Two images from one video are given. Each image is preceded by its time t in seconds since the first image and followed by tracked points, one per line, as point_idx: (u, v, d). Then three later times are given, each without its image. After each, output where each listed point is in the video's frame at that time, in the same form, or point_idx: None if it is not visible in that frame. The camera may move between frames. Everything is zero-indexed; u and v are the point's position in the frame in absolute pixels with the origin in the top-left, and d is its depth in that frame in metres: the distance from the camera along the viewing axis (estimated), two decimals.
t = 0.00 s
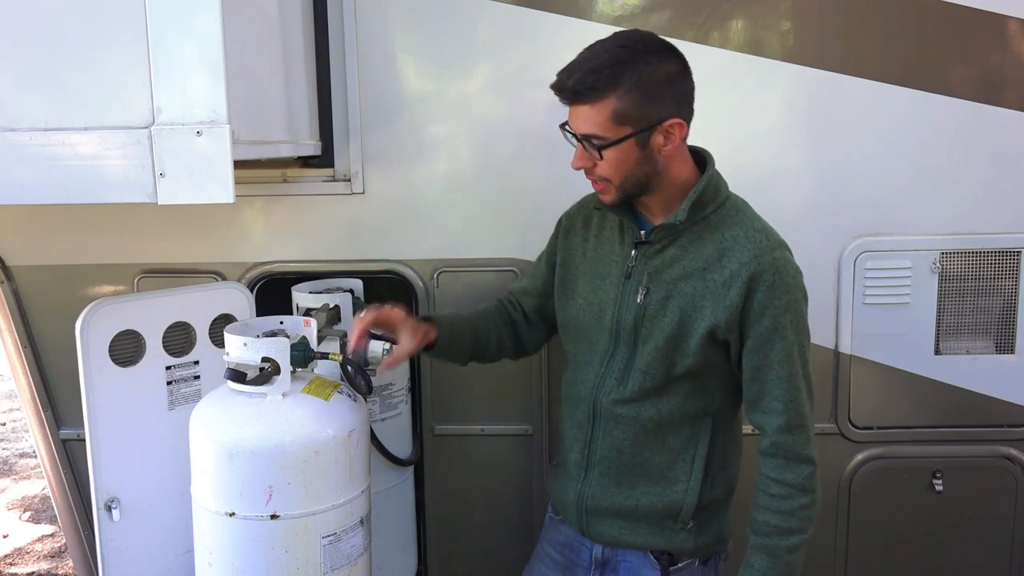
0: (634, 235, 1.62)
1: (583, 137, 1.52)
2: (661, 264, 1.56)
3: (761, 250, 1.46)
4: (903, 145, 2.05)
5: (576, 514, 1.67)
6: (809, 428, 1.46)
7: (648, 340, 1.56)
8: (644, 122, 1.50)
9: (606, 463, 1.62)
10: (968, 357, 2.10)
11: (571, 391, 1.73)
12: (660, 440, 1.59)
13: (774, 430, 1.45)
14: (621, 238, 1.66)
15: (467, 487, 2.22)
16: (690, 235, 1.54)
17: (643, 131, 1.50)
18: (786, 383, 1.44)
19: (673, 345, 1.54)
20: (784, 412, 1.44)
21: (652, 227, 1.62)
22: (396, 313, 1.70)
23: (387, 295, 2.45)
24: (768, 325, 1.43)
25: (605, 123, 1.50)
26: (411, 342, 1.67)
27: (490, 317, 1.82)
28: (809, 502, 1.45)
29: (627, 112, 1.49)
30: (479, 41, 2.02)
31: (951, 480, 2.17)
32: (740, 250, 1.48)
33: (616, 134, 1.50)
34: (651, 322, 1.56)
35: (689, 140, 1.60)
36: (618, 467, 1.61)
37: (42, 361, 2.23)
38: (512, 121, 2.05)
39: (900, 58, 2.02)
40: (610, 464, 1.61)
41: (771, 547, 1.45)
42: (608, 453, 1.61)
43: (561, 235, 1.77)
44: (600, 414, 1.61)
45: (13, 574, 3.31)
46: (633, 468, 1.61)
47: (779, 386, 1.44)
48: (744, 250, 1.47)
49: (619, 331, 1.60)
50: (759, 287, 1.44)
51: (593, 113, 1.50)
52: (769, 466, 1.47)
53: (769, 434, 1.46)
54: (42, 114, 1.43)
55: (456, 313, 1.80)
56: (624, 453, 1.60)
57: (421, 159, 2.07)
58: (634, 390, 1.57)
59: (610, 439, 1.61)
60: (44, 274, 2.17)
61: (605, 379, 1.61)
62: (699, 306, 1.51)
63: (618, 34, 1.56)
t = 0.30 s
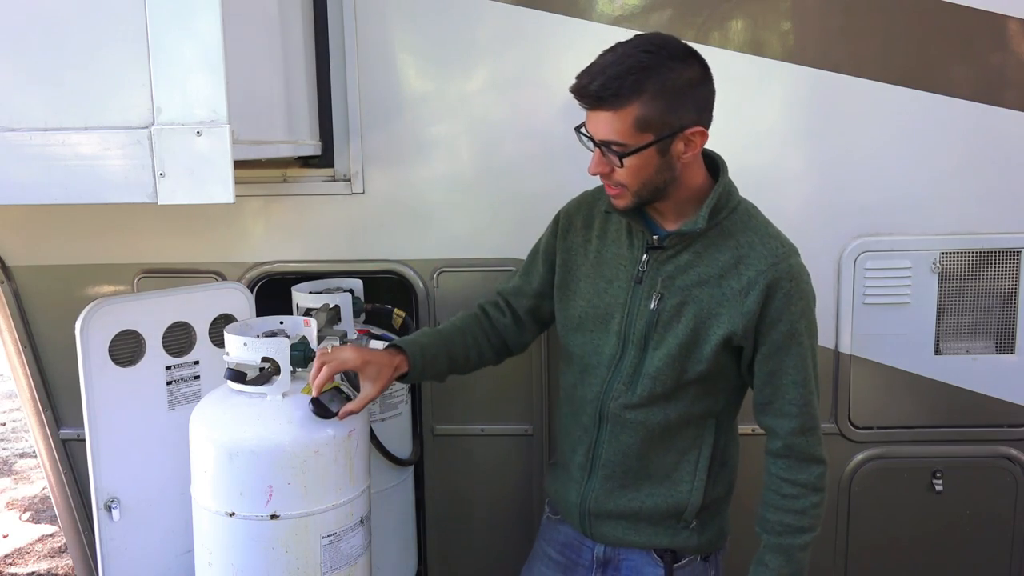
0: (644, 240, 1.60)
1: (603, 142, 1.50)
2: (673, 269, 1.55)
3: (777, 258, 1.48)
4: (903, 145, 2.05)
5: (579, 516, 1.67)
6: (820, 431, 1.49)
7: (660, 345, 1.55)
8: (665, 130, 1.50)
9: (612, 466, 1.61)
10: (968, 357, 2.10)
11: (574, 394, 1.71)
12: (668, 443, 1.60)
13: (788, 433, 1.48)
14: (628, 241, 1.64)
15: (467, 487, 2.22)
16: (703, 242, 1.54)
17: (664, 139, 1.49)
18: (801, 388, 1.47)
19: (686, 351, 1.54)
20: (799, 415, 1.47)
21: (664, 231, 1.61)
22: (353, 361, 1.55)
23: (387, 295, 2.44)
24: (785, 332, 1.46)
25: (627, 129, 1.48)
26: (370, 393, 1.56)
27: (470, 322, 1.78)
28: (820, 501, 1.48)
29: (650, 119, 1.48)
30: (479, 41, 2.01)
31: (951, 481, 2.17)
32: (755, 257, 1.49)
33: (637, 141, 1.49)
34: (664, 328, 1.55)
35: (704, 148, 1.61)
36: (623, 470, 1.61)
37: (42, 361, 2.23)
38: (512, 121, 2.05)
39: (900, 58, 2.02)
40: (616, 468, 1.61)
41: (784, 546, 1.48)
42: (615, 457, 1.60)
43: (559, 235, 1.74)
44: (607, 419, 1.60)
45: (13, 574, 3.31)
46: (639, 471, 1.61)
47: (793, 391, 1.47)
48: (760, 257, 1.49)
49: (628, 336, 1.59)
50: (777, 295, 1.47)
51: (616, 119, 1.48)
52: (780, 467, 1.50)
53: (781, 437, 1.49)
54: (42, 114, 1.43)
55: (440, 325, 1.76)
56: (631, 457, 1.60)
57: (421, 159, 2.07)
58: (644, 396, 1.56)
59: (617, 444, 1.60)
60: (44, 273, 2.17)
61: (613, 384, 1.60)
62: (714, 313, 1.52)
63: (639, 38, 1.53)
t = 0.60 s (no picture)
0: (641, 241, 1.60)
1: (599, 143, 1.50)
2: (670, 270, 1.55)
3: (774, 258, 1.48)
4: (904, 145, 2.05)
5: (576, 518, 1.66)
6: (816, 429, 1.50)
7: (657, 347, 1.55)
8: (662, 131, 1.50)
9: (609, 468, 1.61)
10: (968, 357, 2.10)
11: (569, 397, 1.71)
12: (666, 444, 1.60)
13: (786, 432, 1.49)
14: (625, 243, 1.64)
15: (467, 487, 2.22)
16: (700, 243, 1.54)
17: (661, 139, 1.50)
18: (797, 387, 1.48)
19: (683, 353, 1.54)
20: (796, 414, 1.48)
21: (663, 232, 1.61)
22: (341, 370, 1.56)
23: (387, 295, 2.44)
24: (782, 332, 1.47)
25: (623, 130, 1.48)
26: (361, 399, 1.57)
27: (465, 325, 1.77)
28: (819, 499, 1.50)
29: (646, 119, 1.48)
30: (479, 41, 2.01)
31: (951, 481, 2.17)
32: (752, 258, 1.50)
33: (634, 142, 1.49)
34: (661, 329, 1.55)
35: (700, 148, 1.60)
36: (621, 472, 1.61)
37: (42, 361, 2.23)
38: (512, 121, 2.05)
39: (900, 58, 2.02)
40: (613, 470, 1.60)
41: (786, 545, 1.49)
42: (612, 459, 1.60)
43: (553, 237, 1.73)
44: (604, 421, 1.59)
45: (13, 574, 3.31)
46: (636, 472, 1.61)
47: (791, 390, 1.48)
48: (757, 258, 1.49)
49: (625, 337, 1.59)
50: (774, 296, 1.47)
51: (611, 120, 1.48)
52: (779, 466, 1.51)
53: (779, 436, 1.50)
54: (41, 113, 1.43)
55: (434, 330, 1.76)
56: (629, 459, 1.59)
57: (421, 159, 2.07)
58: (641, 398, 1.56)
59: (615, 446, 1.59)
60: (44, 273, 2.17)
61: (609, 386, 1.59)
62: (711, 314, 1.52)
63: (636, 38, 1.53)
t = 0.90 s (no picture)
0: (632, 236, 1.61)
1: (614, 116, 1.48)
2: (662, 264, 1.56)
3: (764, 248, 1.49)
4: (904, 146, 2.05)
5: (570, 521, 1.64)
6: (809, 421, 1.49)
7: (651, 340, 1.55)
8: (672, 102, 1.51)
9: (604, 468, 1.60)
10: (968, 357, 2.10)
11: (561, 397, 1.70)
12: (661, 442, 1.59)
13: (780, 424, 1.48)
14: (616, 240, 1.64)
15: (467, 487, 2.22)
16: (691, 235, 1.55)
17: (670, 110, 1.50)
18: (789, 378, 1.47)
19: (677, 346, 1.54)
20: (790, 406, 1.47)
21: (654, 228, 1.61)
22: (341, 370, 1.55)
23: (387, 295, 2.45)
24: (774, 322, 1.47)
25: (638, 103, 1.47)
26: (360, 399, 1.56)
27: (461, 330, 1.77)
28: (810, 493, 1.48)
29: (659, 93, 1.48)
30: (479, 41, 2.02)
31: (951, 480, 2.17)
32: (743, 249, 1.50)
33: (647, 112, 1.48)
34: (655, 322, 1.55)
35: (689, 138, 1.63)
36: (616, 471, 1.60)
37: (42, 361, 2.23)
38: (512, 121, 2.05)
39: (899, 58, 2.02)
40: (608, 469, 1.59)
41: (777, 540, 1.48)
42: (607, 458, 1.59)
43: (545, 239, 1.74)
44: (599, 418, 1.59)
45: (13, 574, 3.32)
46: (631, 471, 1.60)
47: (783, 381, 1.48)
48: (748, 248, 1.50)
49: (618, 332, 1.59)
50: (766, 285, 1.47)
51: (626, 92, 1.47)
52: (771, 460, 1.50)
53: (771, 429, 1.49)
54: (41, 113, 1.43)
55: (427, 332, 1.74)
56: (624, 457, 1.59)
57: (421, 159, 2.07)
58: (636, 392, 1.55)
59: (609, 444, 1.59)
60: (44, 273, 2.17)
61: (604, 382, 1.59)
62: (704, 306, 1.52)
63: (634, 22, 1.55)
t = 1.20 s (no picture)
0: (603, 230, 1.61)
1: (619, 84, 1.50)
2: (637, 254, 1.57)
3: (733, 228, 1.52)
4: (904, 146, 2.05)
5: (561, 521, 1.63)
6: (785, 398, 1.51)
7: (630, 330, 1.56)
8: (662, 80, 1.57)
9: (592, 463, 1.59)
10: (968, 357, 2.10)
11: (539, 398, 1.67)
12: (645, 435, 1.59)
13: (759, 401, 1.49)
14: (587, 236, 1.64)
15: (467, 487, 2.21)
16: (663, 223, 1.57)
17: (662, 86, 1.56)
18: (764, 355, 1.49)
19: (656, 334, 1.55)
20: (768, 384, 1.49)
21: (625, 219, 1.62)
22: (433, 420, 1.56)
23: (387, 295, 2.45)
24: (748, 301, 1.49)
25: (640, 74, 1.51)
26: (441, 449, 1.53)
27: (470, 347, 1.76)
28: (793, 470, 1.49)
29: (655, 69, 1.54)
30: (479, 41, 2.02)
31: (951, 480, 2.17)
32: (713, 231, 1.53)
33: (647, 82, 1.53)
34: (633, 311, 1.56)
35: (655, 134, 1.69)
36: (603, 466, 1.59)
37: (42, 361, 2.23)
38: (512, 121, 2.05)
39: (899, 58, 2.02)
40: (596, 465, 1.59)
41: (763, 518, 1.48)
42: (594, 453, 1.59)
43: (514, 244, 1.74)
44: (584, 413, 1.58)
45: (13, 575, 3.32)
46: (620, 466, 1.59)
47: (759, 359, 1.49)
48: (718, 230, 1.52)
49: (596, 325, 1.59)
50: (736, 265, 1.50)
51: (629, 62, 1.51)
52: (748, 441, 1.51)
53: (751, 409, 1.50)
54: (41, 113, 1.43)
55: (444, 369, 1.70)
56: (611, 450, 1.58)
57: (421, 159, 2.07)
58: (619, 382, 1.55)
59: (596, 438, 1.58)
60: (45, 273, 2.17)
61: (586, 376, 1.58)
62: (680, 292, 1.54)
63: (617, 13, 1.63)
